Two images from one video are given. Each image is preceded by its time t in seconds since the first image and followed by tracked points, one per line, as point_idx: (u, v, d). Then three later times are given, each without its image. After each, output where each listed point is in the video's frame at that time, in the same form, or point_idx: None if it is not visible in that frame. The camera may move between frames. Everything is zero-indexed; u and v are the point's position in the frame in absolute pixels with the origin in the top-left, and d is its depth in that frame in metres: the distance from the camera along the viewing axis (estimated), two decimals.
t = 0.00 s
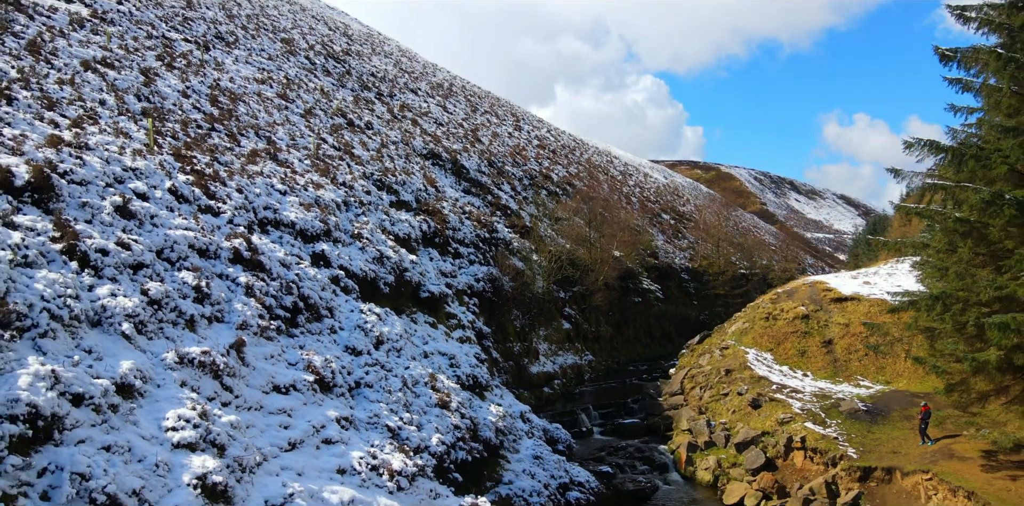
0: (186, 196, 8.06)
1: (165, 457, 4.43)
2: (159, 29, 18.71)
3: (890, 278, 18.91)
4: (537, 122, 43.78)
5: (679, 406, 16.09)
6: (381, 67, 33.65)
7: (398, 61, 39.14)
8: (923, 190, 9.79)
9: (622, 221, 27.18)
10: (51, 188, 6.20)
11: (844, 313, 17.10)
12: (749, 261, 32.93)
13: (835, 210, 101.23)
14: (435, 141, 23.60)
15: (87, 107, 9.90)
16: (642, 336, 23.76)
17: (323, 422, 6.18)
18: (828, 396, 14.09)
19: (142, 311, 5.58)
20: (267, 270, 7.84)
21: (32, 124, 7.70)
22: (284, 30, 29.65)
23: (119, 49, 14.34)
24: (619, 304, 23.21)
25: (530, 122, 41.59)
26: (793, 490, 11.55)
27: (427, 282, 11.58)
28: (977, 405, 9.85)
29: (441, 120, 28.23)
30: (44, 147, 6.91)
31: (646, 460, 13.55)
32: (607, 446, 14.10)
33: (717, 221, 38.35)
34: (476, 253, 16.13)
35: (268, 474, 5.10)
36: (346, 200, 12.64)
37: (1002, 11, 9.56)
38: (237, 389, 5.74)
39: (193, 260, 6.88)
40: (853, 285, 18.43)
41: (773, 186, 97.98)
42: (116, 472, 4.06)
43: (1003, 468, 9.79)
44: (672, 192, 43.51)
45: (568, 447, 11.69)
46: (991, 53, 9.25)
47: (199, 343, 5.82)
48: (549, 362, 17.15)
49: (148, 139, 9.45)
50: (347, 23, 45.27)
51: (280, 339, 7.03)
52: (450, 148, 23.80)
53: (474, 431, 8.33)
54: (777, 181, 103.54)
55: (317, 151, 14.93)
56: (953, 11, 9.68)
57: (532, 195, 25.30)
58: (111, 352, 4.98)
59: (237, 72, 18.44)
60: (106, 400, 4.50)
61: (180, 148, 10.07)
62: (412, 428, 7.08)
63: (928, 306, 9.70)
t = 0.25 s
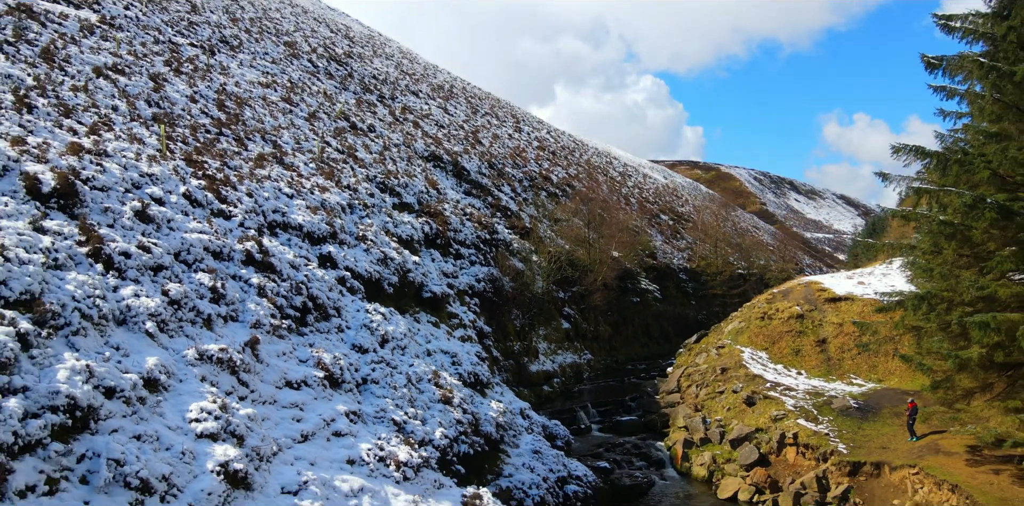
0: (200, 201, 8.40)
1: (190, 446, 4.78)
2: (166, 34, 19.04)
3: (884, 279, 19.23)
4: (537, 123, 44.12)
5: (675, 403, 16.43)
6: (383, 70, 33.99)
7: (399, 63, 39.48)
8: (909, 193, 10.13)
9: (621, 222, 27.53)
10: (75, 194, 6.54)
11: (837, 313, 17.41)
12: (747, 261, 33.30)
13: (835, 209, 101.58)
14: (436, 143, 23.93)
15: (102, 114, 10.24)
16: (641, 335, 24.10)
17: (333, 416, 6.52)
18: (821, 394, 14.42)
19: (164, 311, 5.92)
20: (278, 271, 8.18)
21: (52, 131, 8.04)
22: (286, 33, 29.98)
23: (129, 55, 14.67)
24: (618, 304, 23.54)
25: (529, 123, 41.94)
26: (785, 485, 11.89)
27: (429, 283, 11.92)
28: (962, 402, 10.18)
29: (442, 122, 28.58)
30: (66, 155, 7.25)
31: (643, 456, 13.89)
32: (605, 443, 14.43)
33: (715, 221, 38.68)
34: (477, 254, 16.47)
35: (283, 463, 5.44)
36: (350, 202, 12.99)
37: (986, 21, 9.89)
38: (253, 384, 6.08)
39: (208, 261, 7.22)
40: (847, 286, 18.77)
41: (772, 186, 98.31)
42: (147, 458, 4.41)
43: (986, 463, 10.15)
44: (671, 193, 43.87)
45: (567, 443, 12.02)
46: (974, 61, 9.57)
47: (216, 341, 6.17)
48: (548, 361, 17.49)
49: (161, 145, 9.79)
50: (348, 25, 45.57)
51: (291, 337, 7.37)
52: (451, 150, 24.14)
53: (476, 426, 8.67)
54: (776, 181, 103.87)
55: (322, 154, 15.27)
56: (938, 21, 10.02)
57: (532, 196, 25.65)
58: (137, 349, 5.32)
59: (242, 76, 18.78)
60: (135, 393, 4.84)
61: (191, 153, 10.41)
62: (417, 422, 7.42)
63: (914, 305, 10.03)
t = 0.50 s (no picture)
0: (212, 205, 8.76)
1: (212, 436, 5.13)
2: (172, 39, 19.39)
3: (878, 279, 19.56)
4: (537, 124, 44.47)
5: (672, 401, 16.78)
6: (384, 72, 34.34)
7: (400, 65, 39.81)
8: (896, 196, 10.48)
9: (619, 223, 27.89)
10: (97, 200, 6.90)
11: (831, 312, 17.71)
12: (745, 262, 33.67)
13: (834, 210, 101.89)
14: (437, 145, 24.30)
15: (116, 120, 10.60)
16: (639, 334, 24.44)
17: (342, 410, 6.87)
18: (814, 391, 14.73)
19: (183, 310, 6.27)
20: (287, 272, 8.53)
21: (71, 139, 8.39)
22: (289, 36, 30.34)
23: (138, 61, 15.03)
24: (617, 304, 23.88)
25: (530, 125, 42.30)
26: (778, 479, 12.24)
27: (431, 283, 12.26)
28: (947, 398, 10.52)
29: (443, 124, 28.93)
30: (87, 162, 7.60)
31: (640, 452, 14.22)
32: (603, 439, 14.76)
33: (714, 222, 39.03)
34: (478, 255, 16.82)
35: (297, 453, 5.78)
36: (354, 205, 13.34)
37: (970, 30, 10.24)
38: (267, 379, 6.43)
39: (222, 263, 7.57)
40: (841, 286, 19.11)
41: (771, 186, 98.66)
42: (174, 447, 4.76)
43: (970, 457, 10.47)
44: (670, 193, 44.25)
45: (565, 439, 12.37)
46: (958, 69, 9.93)
47: (232, 339, 6.52)
48: (548, 359, 17.83)
49: (173, 150, 10.14)
50: (350, 27, 45.92)
51: (301, 335, 7.72)
52: (452, 152, 24.50)
53: (477, 421, 9.02)
54: (776, 181, 104.19)
55: (326, 157, 15.62)
56: (924, 30, 10.39)
57: (532, 197, 26.00)
58: (160, 345, 5.68)
59: (247, 80, 19.13)
60: (160, 386, 5.19)
61: (201, 158, 10.76)
62: (421, 417, 7.77)
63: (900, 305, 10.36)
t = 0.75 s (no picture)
0: (224, 208, 9.13)
1: (232, 427, 5.50)
2: (178, 43, 19.74)
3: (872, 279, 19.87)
4: (537, 126, 44.83)
5: (668, 399, 17.16)
6: (385, 74, 34.70)
7: (401, 67, 40.17)
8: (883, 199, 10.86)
9: (618, 224, 28.26)
10: (118, 205, 7.27)
11: (825, 312, 18.00)
12: (742, 262, 34.05)
13: (834, 209, 102.30)
14: (438, 148, 24.65)
15: (129, 126, 10.96)
16: (638, 334, 24.78)
17: (351, 404, 7.24)
18: (807, 389, 15.06)
19: (201, 309, 6.64)
20: (297, 273, 8.90)
21: (89, 145, 8.75)
22: (291, 39, 30.68)
23: (146, 67, 15.38)
24: (615, 304, 24.23)
25: (529, 126, 42.65)
26: (770, 474, 12.61)
27: (433, 283, 12.62)
28: (933, 394, 10.89)
29: (444, 126, 29.29)
30: (106, 169, 7.98)
31: (637, 448, 14.58)
32: (600, 436, 15.11)
33: (712, 223, 39.38)
34: (478, 256, 17.19)
35: (309, 444, 6.15)
36: (358, 207, 13.70)
37: (955, 39, 10.60)
38: (280, 374, 6.80)
39: (235, 265, 7.94)
40: (836, 286, 19.44)
41: (771, 187, 99.04)
42: (198, 436, 5.13)
43: (955, 452, 10.85)
44: (669, 194, 44.61)
45: (563, 435, 12.73)
46: (942, 76, 10.29)
47: (246, 336, 6.89)
48: (547, 358, 18.18)
49: (184, 156, 10.51)
50: (351, 29, 46.28)
51: (311, 333, 8.08)
52: (453, 154, 24.85)
53: (478, 416, 9.38)
54: (776, 181, 104.53)
55: (330, 160, 15.98)
56: (910, 39, 10.77)
57: (532, 199, 26.37)
58: (181, 342, 6.05)
59: (252, 84, 19.49)
60: (183, 380, 5.56)
61: (211, 162, 11.11)
62: (424, 411, 8.13)
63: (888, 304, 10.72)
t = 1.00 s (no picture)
0: (235, 212, 9.50)
1: (249, 419, 5.88)
2: (184, 48, 20.12)
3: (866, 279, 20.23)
4: (537, 127, 45.21)
5: (665, 397, 17.53)
6: (387, 77, 35.08)
7: (402, 69, 40.55)
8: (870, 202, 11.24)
9: (617, 225, 28.63)
10: (137, 210, 7.65)
11: (819, 311, 18.36)
12: (740, 262, 34.42)
13: (833, 209, 102.67)
14: (440, 150, 25.02)
15: (142, 132, 11.34)
16: (636, 333, 25.13)
17: (359, 398, 7.61)
18: (800, 386, 15.42)
19: (217, 308, 7.02)
20: (305, 274, 9.28)
21: (106, 152, 9.13)
22: (294, 42, 31.08)
23: (155, 72, 15.76)
24: (614, 304, 24.59)
25: (529, 128, 43.02)
26: (763, 469, 12.97)
27: (436, 284, 12.99)
28: (919, 391, 11.26)
29: (445, 128, 29.68)
30: (124, 175, 8.35)
31: (634, 444, 14.96)
32: (599, 433, 15.48)
33: (710, 223, 39.73)
34: (479, 257, 17.56)
35: (321, 435, 6.53)
36: (362, 210, 14.08)
37: (941, 47, 10.96)
38: (292, 370, 7.18)
39: (248, 266, 8.32)
40: (830, 286, 19.80)
41: (770, 186, 99.41)
42: (219, 426, 5.52)
43: (941, 447, 11.19)
44: (668, 195, 44.99)
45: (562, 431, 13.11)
46: (926, 84, 10.67)
47: (260, 334, 7.27)
48: (547, 357, 18.55)
49: (196, 161, 10.89)
50: (352, 32, 46.63)
51: (320, 331, 8.46)
52: (454, 156, 25.23)
53: (480, 411, 9.76)
54: (775, 181, 104.88)
55: (334, 164, 16.36)
56: (897, 48, 11.16)
57: (532, 200, 26.74)
58: (201, 339, 6.43)
59: (257, 88, 19.87)
60: (204, 375, 5.95)
61: (221, 167, 11.49)
62: (428, 406, 8.51)
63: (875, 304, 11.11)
